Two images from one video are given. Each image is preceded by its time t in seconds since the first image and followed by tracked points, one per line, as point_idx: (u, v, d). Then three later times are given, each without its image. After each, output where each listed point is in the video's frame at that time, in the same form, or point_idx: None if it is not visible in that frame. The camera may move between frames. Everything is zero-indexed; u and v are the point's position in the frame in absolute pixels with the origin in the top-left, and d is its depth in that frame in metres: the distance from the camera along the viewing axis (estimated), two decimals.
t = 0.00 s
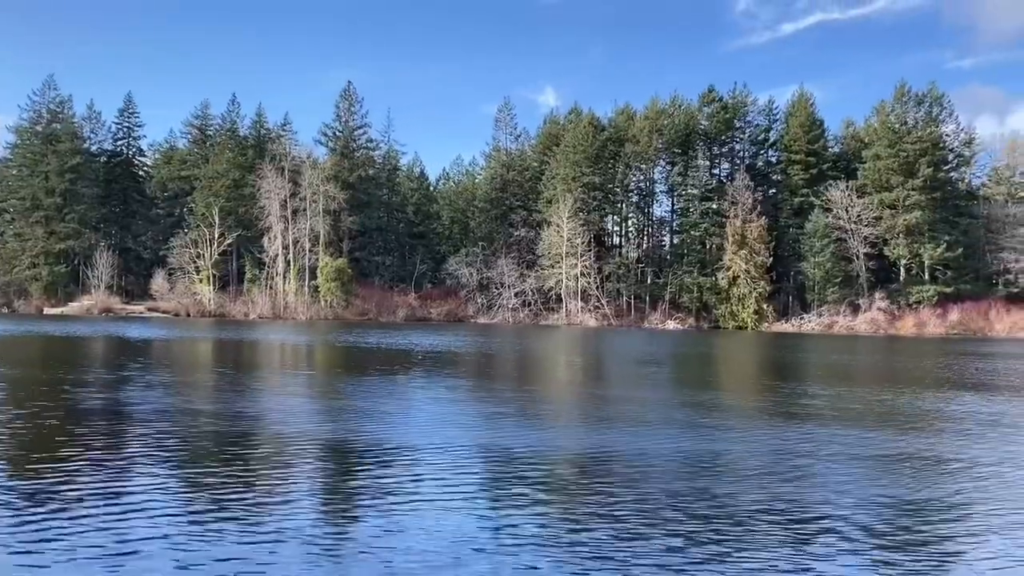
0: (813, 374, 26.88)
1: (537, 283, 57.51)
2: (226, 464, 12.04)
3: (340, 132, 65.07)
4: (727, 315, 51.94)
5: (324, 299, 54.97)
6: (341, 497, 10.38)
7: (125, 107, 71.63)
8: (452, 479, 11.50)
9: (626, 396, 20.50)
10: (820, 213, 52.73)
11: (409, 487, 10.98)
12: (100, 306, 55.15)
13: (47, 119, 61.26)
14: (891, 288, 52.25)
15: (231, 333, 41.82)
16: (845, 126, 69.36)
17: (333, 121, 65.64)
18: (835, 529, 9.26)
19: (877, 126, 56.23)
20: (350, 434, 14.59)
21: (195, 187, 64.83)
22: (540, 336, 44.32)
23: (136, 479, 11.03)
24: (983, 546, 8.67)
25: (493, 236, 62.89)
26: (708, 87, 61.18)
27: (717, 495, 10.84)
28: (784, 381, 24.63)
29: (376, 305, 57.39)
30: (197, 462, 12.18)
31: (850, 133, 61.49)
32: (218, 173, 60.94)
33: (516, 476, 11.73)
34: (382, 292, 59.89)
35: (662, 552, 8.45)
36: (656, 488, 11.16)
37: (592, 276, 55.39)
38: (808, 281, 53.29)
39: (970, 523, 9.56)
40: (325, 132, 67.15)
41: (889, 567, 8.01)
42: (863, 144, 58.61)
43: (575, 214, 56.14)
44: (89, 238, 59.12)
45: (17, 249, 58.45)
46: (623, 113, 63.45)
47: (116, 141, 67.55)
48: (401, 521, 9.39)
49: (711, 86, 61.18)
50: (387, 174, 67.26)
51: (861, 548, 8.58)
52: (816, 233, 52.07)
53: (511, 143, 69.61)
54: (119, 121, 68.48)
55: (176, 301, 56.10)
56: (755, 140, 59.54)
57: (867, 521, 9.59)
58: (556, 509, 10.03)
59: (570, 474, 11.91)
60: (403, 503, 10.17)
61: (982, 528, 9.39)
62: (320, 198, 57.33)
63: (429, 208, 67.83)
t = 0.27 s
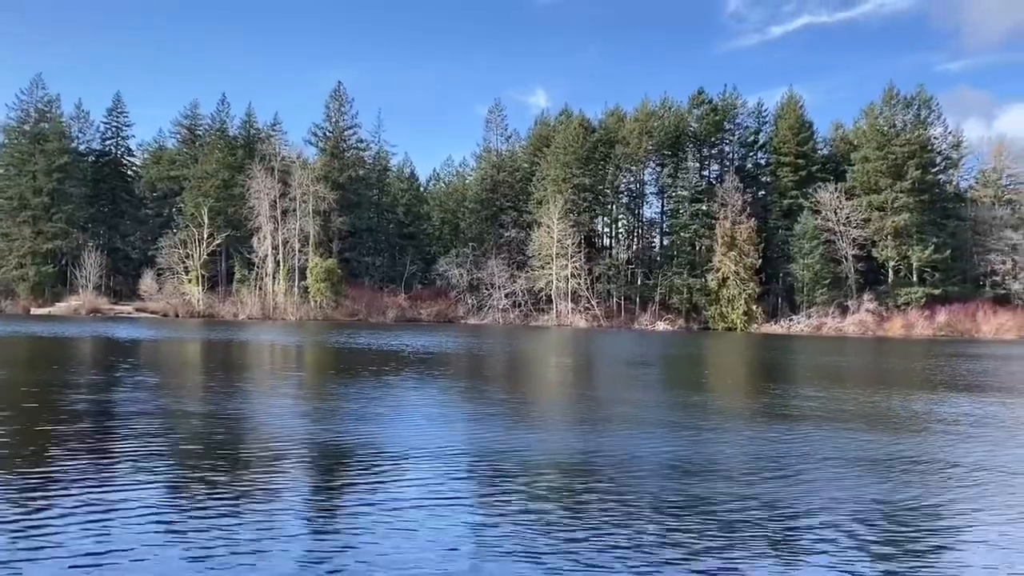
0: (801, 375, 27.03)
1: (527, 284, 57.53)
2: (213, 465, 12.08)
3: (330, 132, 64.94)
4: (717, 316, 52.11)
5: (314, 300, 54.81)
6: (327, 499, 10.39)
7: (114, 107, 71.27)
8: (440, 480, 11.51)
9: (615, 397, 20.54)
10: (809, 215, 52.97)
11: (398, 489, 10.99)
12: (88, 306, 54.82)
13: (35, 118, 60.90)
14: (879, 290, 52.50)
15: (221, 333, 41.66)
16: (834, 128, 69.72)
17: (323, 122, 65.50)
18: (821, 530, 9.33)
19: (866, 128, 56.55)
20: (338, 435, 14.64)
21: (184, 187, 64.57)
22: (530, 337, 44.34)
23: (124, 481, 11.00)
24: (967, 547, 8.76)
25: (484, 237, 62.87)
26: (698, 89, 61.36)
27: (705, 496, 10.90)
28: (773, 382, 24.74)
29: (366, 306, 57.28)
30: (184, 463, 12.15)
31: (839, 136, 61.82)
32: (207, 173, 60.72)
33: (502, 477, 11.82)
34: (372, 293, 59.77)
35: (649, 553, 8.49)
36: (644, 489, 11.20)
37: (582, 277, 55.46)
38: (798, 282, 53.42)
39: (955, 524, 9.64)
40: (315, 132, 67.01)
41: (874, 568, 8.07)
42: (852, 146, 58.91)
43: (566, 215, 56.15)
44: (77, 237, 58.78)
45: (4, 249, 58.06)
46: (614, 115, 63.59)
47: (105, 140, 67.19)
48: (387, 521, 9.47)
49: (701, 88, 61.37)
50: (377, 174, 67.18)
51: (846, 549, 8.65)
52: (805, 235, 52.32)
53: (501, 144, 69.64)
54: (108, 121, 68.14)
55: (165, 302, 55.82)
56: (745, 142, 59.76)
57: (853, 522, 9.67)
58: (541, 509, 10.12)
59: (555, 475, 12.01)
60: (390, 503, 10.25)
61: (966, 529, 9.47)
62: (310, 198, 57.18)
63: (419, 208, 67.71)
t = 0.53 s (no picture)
0: (788, 375, 27.14)
1: (517, 284, 57.52)
2: (200, 465, 12.00)
3: (320, 131, 64.73)
4: (705, 316, 52.24)
5: (303, 299, 54.61)
6: (314, 498, 10.35)
7: (101, 104, 70.81)
8: (429, 480, 11.48)
9: (604, 397, 20.53)
10: (798, 216, 53.15)
11: (386, 489, 10.94)
12: (75, 305, 54.42)
13: (22, 116, 60.45)
14: (867, 290, 52.76)
15: (209, 333, 41.47)
16: (823, 130, 70.00)
17: (312, 121, 65.30)
18: (810, 531, 9.34)
19: (854, 130, 56.82)
20: (325, 436, 14.57)
21: (172, 186, 64.24)
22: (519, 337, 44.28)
23: (109, 482, 10.91)
24: (954, 547, 8.79)
25: (473, 236, 62.85)
26: (687, 90, 61.50)
27: (694, 496, 10.91)
28: (761, 382, 24.82)
29: (355, 305, 57.13)
30: (171, 463, 12.07)
31: (827, 137, 62.08)
32: (196, 171, 60.45)
33: (491, 477, 11.79)
34: (362, 293, 59.59)
35: (638, 553, 8.49)
36: (633, 489, 11.20)
37: (572, 277, 55.48)
38: (786, 283, 53.42)
39: (943, 525, 9.67)
40: (304, 131, 66.80)
41: (862, 568, 8.09)
42: (840, 147, 59.16)
43: (556, 215, 56.13)
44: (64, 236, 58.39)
45: None
46: (603, 115, 63.65)
47: (92, 138, 66.75)
48: (374, 520, 9.44)
49: (690, 89, 61.51)
50: (366, 174, 67.05)
51: (834, 549, 8.67)
52: (794, 236, 52.43)
53: (491, 144, 69.63)
54: (95, 119, 67.69)
55: (152, 301, 55.52)
56: (734, 143, 59.97)
57: (841, 522, 9.69)
58: (530, 510, 10.10)
59: (544, 475, 11.98)
60: (378, 504, 10.21)
61: (949, 528, 9.54)
62: (299, 197, 56.97)
63: (409, 208, 67.58)
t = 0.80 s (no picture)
0: (777, 374, 27.25)
1: (506, 282, 57.55)
2: (187, 464, 11.95)
3: (309, 128, 64.54)
4: (694, 315, 52.42)
5: (291, 297, 54.46)
6: (301, 497, 10.32)
7: (88, 100, 70.35)
8: (420, 480, 11.43)
9: (593, 396, 20.55)
10: (786, 215, 53.38)
11: (377, 488, 10.88)
12: (61, 302, 54.05)
13: (8, 111, 59.99)
14: (854, 290, 53.04)
15: (197, 330, 41.31)
16: (811, 129, 70.30)
17: (301, 117, 65.07)
18: (801, 531, 9.35)
19: (843, 129, 57.09)
20: (313, 434, 14.53)
21: (160, 182, 63.93)
22: (509, 335, 44.30)
23: (97, 481, 10.81)
24: (944, 548, 8.81)
25: (463, 235, 62.81)
26: (677, 89, 61.64)
27: (685, 496, 10.90)
28: (750, 381, 24.92)
29: (343, 303, 57.00)
30: (159, 463, 11.98)
31: (816, 137, 62.35)
32: (184, 168, 60.16)
33: (479, 476, 11.78)
34: (350, 290, 59.45)
35: (630, 554, 8.47)
36: (624, 489, 11.18)
37: (561, 276, 55.53)
38: (774, 282, 53.66)
39: (933, 525, 9.70)
40: (293, 128, 66.57)
41: (854, 569, 8.09)
42: (828, 147, 59.41)
43: (545, 213, 56.16)
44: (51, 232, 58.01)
45: None
46: (593, 114, 63.72)
47: (79, 134, 66.32)
48: (362, 520, 9.42)
49: (680, 88, 61.66)
50: (355, 171, 66.90)
51: (826, 550, 8.67)
52: (782, 235, 52.65)
53: (481, 142, 69.61)
54: (82, 115, 67.27)
55: (140, 298, 55.27)
56: (723, 143, 60.15)
57: (833, 522, 9.70)
58: (518, 508, 10.10)
59: (533, 473, 11.98)
60: (366, 503, 10.18)
61: (935, 528, 9.59)
62: (288, 194, 56.75)
63: (398, 205, 67.35)
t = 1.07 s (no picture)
0: (764, 371, 27.36)
1: (495, 279, 57.55)
2: (175, 461, 11.90)
3: (297, 124, 64.26)
4: (682, 313, 52.56)
5: (279, 294, 54.24)
6: (290, 495, 10.30)
7: (74, 95, 69.81)
8: (407, 478, 11.42)
9: (582, 393, 20.57)
10: (774, 213, 53.56)
11: (363, 486, 10.87)
12: (47, 298, 53.63)
13: None
14: (842, 288, 53.30)
15: (185, 326, 41.13)
16: (799, 128, 70.57)
17: (289, 113, 64.78)
18: (785, 529, 9.39)
19: (831, 128, 57.33)
20: (301, 431, 14.50)
21: (147, 178, 63.55)
22: (497, 332, 44.30)
23: (81, 479, 10.73)
24: (925, 545, 8.87)
25: (451, 232, 62.75)
26: (666, 87, 61.73)
27: (671, 493, 10.92)
28: (738, 378, 25.00)
29: (331, 299, 56.84)
30: (144, 460, 11.92)
31: (804, 135, 62.58)
32: (171, 163, 59.83)
33: (468, 473, 11.79)
34: (339, 287, 59.28)
35: (614, 552, 8.48)
36: (611, 487, 11.20)
37: (550, 273, 55.53)
38: (761, 280, 53.84)
39: (915, 523, 9.76)
40: (282, 124, 66.30)
41: (837, 567, 8.13)
42: (816, 146, 59.64)
43: (534, 210, 56.13)
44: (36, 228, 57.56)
45: None
46: (582, 112, 63.75)
47: (65, 128, 65.82)
48: (351, 517, 9.41)
49: (669, 86, 61.76)
50: (344, 167, 66.68)
51: (809, 548, 8.71)
52: (770, 233, 52.81)
53: (470, 139, 69.53)
54: (68, 109, 66.75)
55: (127, 294, 54.97)
56: (711, 141, 60.28)
57: (817, 520, 9.75)
58: (507, 506, 10.11)
59: (521, 471, 12.00)
60: (355, 500, 10.17)
61: (921, 526, 9.65)
62: (276, 190, 56.47)
63: (387, 202, 66.92)
